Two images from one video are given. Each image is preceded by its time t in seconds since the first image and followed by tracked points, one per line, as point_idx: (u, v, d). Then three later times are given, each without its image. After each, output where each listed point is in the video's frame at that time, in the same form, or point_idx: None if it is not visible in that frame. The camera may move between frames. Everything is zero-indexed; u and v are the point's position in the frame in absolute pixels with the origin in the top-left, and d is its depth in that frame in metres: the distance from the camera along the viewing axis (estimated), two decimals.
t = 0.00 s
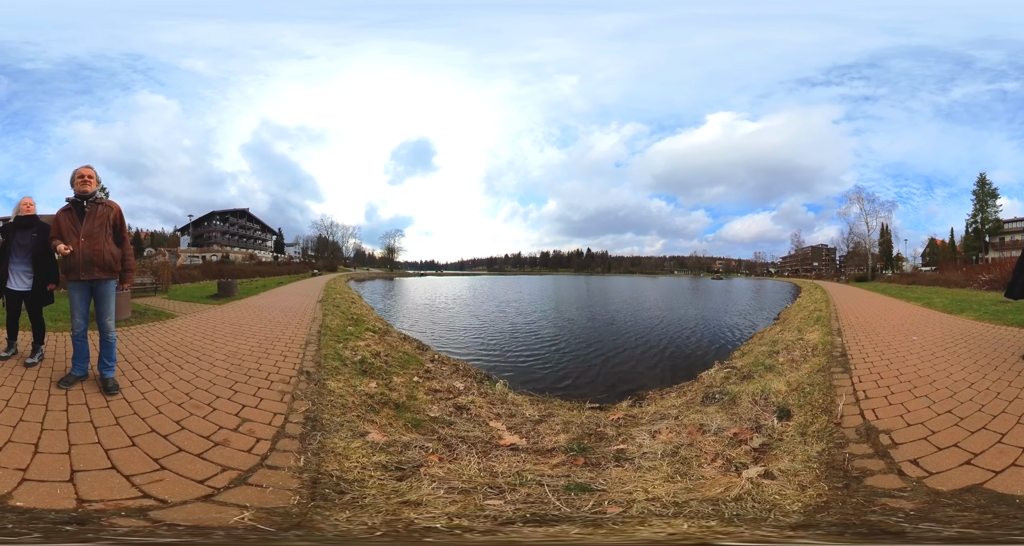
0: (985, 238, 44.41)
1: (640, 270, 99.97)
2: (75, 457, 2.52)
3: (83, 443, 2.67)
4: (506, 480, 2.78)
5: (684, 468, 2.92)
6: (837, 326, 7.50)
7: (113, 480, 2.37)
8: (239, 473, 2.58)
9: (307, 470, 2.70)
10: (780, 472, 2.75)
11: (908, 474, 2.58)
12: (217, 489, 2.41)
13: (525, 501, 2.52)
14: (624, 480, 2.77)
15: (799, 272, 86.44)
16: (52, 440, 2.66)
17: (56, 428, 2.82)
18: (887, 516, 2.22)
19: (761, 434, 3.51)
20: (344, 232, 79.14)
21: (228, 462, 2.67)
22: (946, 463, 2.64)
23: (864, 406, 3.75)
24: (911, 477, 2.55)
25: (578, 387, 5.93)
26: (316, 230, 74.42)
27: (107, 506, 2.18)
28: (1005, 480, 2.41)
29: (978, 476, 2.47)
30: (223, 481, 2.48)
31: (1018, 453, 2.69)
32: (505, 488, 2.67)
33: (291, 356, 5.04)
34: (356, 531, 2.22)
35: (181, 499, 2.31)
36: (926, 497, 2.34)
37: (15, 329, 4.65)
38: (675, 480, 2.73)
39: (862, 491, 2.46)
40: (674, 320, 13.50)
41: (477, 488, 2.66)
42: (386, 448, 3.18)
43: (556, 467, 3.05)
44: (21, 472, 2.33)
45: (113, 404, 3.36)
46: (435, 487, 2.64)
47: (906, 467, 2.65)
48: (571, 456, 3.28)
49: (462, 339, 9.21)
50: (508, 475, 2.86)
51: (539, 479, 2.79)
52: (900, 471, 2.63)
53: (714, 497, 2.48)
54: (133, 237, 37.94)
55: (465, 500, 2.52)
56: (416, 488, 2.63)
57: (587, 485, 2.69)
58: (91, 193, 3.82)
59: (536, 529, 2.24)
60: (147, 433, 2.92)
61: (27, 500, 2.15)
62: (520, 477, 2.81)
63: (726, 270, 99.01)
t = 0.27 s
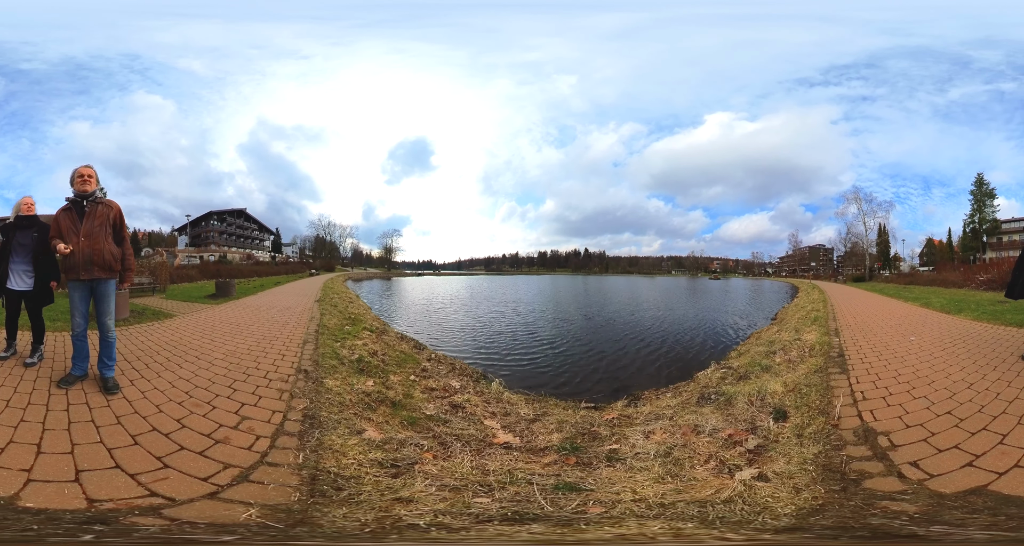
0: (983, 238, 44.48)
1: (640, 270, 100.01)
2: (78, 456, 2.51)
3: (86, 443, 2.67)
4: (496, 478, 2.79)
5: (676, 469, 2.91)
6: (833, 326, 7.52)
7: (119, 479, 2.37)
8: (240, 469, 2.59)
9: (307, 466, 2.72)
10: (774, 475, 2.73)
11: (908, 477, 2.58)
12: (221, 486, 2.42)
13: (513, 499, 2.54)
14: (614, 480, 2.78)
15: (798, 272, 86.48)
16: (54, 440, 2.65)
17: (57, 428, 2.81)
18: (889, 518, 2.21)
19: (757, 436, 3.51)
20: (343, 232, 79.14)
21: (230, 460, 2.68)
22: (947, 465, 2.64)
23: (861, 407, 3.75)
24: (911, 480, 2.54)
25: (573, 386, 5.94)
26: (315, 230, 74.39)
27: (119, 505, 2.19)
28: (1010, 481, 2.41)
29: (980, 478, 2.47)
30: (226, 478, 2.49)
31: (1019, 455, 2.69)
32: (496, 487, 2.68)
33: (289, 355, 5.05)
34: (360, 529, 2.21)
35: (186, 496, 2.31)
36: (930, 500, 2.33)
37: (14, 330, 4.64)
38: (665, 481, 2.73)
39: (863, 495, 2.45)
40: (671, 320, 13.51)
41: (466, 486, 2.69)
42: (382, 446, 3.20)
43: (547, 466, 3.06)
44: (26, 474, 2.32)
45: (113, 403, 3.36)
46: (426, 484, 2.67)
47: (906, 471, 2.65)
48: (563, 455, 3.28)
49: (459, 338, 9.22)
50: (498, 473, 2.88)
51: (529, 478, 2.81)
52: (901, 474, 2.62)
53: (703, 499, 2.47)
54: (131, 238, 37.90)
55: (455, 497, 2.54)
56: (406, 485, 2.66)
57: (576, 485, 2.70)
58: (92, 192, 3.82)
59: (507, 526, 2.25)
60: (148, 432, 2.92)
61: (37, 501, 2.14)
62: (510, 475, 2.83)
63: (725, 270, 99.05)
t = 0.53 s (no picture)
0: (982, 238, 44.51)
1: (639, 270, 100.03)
2: (81, 456, 2.50)
3: (89, 442, 2.66)
4: (488, 476, 2.81)
5: (668, 470, 2.91)
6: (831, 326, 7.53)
7: (124, 477, 2.37)
8: (241, 467, 2.60)
9: (306, 464, 2.72)
10: (769, 476, 2.72)
11: (909, 479, 2.57)
12: (224, 484, 2.43)
13: (501, 497, 2.55)
14: (604, 480, 2.78)
15: (797, 272, 86.52)
16: (56, 440, 2.64)
17: (59, 428, 2.80)
18: (892, 522, 2.20)
19: (752, 437, 3.50)
20: (342, 232, 79.12)
21: (230, 457, 2.69)
22: (948, 467, 2.63)
23: (859, 408, 3.75)
24: (914, 482, 2.53)
25: (570, 386, 5.94)
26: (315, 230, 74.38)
27: (130, 504, 2.20)
28: (1015, 483, 2.40)
29: (983, 480, 2.47)
30: (228, 476, 2.50)
31: (1021, 456, 2.68)
32: (489, 485, 2.70)
33: (287, 354, 5.05)
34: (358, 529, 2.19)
35: (190, 493, 2.32)
36: (935, 503, 2.32)
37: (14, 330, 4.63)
38: (655, 482, 2.73)
39: (865, 498, 2.43)
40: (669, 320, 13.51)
41: (458, 484, 2.70)
42: (379, 443, 3.20)
43: (540, 465, 3.06)
44: (30, 474, 2.30)
45: (114, 402, 3.35)
46: (420, 482, 2.68)
47: (907, 472, 2.64)
48: (557, 455, 3.28)
49: (457, 338, 9.22)
50: (491, 471, 2.90)
51: (521, 476, 2.81)
52: (902, 476, 2.61)
53: (692, 501, 2.46)
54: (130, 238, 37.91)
55: (447, 495, 2.55)
56: (398, 482, 2.67)
57: (566, 484, 2.71)
58: (92, 192, 3.82)
59: (490, 525, 2.26)
60: (150, 431, 2.92)
61: (47, 501, 2.13)
62: (502, 474, 2.85)
63: (724, 270, 99.08)
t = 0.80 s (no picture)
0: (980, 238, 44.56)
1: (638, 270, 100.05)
2: (83, 455, 2.49)
3: (89, 441, 2.65)
4: (483, 475, 2.81)
5: (663, 471, 2.91)
6: (829, 326, 7.54)
7: (127, 476, 2.37)
8: (241, 465, 2.60)
9: (305, 463, 2.73)
10: (765, 478, 2.71)
11: (909, 480, 2.57)
12: (225, 482, 2.43)
13: (493, 497, 2.56)
14: (598, 480, 2.79)
15: (797, 272, 86.58)
16: (57, 439, 2.62)
17: (59, 428, 2.78)
18: (892, 524, 2.19)
19: (749, 438, 3.50)
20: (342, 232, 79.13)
21: (230, 456, 2.69)
22: (949, 468, 2.63)
23: (857, 409, 3.74)
24: (915, 484, 2.52)
25: (567, 386, 5.94)
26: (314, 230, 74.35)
27: (135, 504, 2.19)
28: (1018, 484, 2.40)
29: (987, 481, 2.46)
30: (229, 474, 2.50)
31: (1022, 457, 2.68)
32: (484, 484, 2.70)
33: (285, 354, 5.05)
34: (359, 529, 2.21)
35: (191, 492, 2.32)
36: (938, 505, 2.31)
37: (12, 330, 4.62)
38: (649, 483, 2.73)
39: (867, 501, 2.42)
40: (667, 320, 13.52)
41: (452, 482, 2.71)
42: (375, 442, 3.21)
43: (535, 464, 3.06)
44: (33, 474, 2.28)
45: (114, 402, 3.35)
46: (416, 480, 2.68)
47: (908, 474, 2.63)
48: (551, 455, 3.28)
49: (455, 338, 9.22)
50: (486, 470, 2.90)
51: (515, 476, 2.82)
52: (902, 478, 2.61)
53: (684, 502, 2.47)
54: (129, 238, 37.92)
55: (440, 494, 2.56)
56: (394, 480, 2.67)
57: (558, 484, 2.72)
58: (91, 192, 3.82)
59: (488, 526, 2.26)
60: (150, 430, 2.91)
61: (53, 501, 2.12)
62: (496, 472, 2.86)
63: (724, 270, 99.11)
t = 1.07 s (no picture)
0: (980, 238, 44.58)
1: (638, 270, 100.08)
2: (83, 455, 2.49)
3: (89, 441, 2.65)
4: (479, 475, 2.81)
5: (659, 471, 2.92)
6: (827, 325, 7.54)
7: (128, 476, 2.36)
8: (240, 464, 2.61)
9: (303, 462, 2.73)
10: (763, 479, 2.71)
11: (910, 481, 2.56)
12: (225, 481, 2.43)
13: (488, 496, 2.56)
14: (594, 480, 2.79)
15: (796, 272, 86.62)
16: (58, 439, 2.62)
17: (59, 427, 2.78)
18: (893, 526, 2.18)
19: (747, 439, 3.50)
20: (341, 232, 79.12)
21: (229, 455, 2.69)
22: (949, 469, 2.63)
23: (855, 409, 3.74)
24: (916, 484, 2.52)
25: (565, 386, 5.94)
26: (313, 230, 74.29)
27: (137, 503, 2.20)
28: (1019, 484, 2.40)
29: (989, 482, 2.46)
30: (229, 473, 2.50)
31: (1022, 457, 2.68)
32: (480, 483, 2.70)
33: (283, 353, 5.06)
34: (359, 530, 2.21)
35: (190, 491, 2.32)
36: (940, 505, 2.31)
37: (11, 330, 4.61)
38: (645, 484, 2.73)
39: (867, 501, 2.42)
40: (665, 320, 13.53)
41: (447, 481, 2.71)
42: (373, 441, 3.21)
43: (532, 464, 3.07)
44: (35, 474, 2.28)
45: (113, 402, 3.34)
46: (412, 479, 2.69)
47: (908, 475, 2.63)
48: (548, 454, 3.28)
49: (453, 338, 9.22)
50: (482, 470, 2.90)
51: (510, 475, 2.82)
52: (902, 479, 2.61)
53: (679, 503, 2.47)
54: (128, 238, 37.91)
55: (436, 492, 2.56)
56: (390, 479, 2.68)
57: (554, 484, 2.72)
58: (91, 192, 3.82)
59: (486, 526, 2.26)
60: (150, 429, 2.92)
61: (56, 501, 2.12)
62: (491, 472, 2.87)
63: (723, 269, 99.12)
